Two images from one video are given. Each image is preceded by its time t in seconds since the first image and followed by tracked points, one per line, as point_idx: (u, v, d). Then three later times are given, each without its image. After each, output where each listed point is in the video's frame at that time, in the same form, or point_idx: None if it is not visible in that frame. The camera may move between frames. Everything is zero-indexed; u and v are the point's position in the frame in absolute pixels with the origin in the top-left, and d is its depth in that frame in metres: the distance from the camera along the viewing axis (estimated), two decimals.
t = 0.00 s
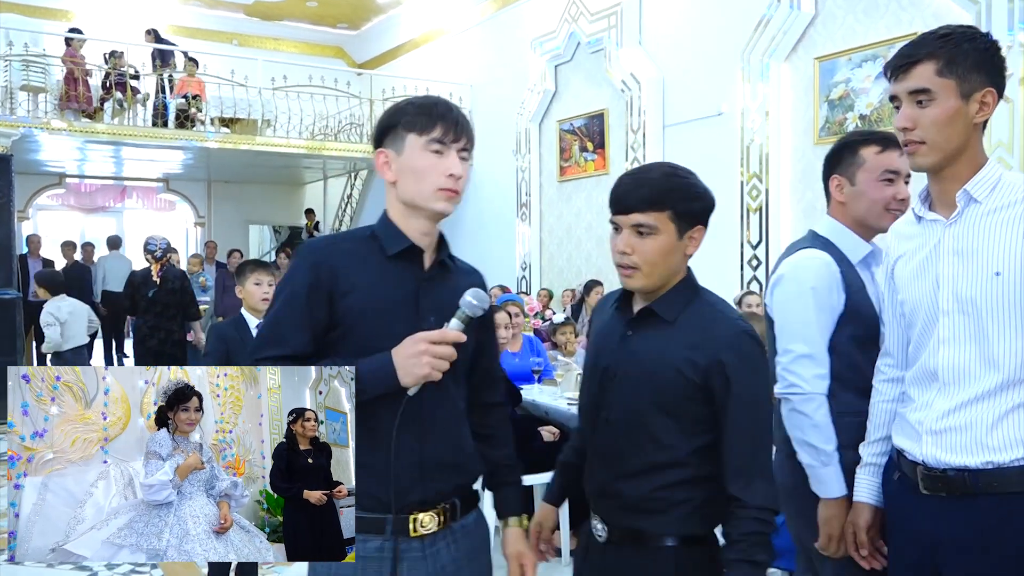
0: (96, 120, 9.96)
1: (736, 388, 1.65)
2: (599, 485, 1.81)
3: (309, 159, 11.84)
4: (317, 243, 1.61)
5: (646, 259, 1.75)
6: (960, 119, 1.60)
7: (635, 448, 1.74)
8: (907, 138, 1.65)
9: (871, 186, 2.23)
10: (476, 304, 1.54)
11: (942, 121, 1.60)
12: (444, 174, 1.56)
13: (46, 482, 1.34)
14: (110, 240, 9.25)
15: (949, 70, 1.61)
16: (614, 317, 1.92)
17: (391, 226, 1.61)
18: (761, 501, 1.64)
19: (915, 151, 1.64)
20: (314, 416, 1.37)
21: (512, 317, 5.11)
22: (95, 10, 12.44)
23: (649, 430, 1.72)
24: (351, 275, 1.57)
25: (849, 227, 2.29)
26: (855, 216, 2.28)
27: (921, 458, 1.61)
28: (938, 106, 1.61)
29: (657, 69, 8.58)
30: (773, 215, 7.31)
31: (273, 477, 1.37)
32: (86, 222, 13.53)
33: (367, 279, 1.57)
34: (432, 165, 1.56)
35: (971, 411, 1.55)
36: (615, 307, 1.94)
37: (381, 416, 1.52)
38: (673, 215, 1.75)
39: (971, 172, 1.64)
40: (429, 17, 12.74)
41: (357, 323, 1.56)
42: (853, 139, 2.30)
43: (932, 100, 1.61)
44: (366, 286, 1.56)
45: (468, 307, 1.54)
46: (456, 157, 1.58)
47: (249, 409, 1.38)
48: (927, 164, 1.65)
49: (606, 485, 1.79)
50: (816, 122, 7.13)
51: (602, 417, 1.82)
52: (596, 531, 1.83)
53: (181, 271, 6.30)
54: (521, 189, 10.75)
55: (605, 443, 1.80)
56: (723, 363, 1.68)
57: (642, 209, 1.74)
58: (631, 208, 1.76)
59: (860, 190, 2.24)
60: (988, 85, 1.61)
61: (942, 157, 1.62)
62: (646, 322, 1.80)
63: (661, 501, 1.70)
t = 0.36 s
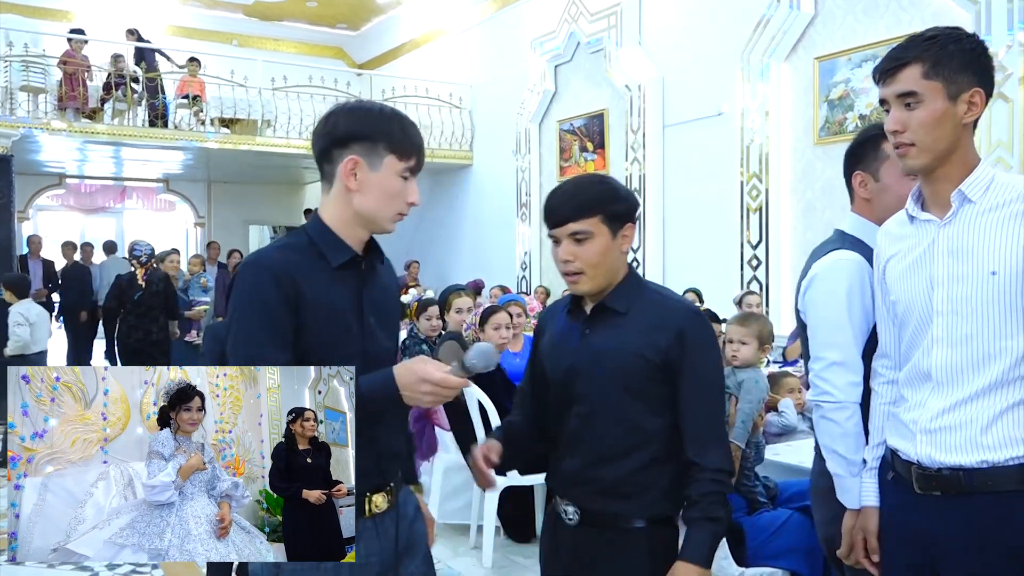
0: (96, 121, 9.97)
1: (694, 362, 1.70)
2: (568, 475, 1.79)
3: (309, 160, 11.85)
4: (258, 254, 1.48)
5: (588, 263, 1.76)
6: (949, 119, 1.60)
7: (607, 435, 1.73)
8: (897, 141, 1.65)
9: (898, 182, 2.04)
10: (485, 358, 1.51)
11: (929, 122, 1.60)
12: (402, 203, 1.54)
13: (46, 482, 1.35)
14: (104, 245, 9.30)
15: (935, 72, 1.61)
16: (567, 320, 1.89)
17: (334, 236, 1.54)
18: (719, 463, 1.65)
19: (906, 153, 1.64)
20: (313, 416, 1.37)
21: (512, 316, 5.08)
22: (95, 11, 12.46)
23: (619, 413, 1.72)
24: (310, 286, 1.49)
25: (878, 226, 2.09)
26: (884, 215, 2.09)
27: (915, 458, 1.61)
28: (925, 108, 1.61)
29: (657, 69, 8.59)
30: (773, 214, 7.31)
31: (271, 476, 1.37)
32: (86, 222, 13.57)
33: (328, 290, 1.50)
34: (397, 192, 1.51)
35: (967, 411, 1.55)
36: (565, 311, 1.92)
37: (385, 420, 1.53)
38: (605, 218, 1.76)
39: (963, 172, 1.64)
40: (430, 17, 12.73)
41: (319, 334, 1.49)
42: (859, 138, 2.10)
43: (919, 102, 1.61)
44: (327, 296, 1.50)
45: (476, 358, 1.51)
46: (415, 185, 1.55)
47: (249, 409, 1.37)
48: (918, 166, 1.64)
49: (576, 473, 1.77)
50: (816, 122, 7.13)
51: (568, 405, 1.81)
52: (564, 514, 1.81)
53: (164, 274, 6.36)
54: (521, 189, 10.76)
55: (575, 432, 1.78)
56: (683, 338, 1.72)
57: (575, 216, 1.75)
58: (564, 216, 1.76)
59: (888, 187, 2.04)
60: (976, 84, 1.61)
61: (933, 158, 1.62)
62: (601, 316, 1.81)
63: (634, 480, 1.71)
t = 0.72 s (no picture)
0: (105, 122, 10.01)
1: (688, 352, 1.73)
2: (560, 476, 1.75)
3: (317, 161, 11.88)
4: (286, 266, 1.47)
5: (564, 267, 1.74)
6: (921, 125, 1.62)
7: (601, 431, 1.72)
8: (875, 152, 1.67)
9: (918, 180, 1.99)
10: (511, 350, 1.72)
11: (903, 131, 1.62)
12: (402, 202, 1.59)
13: (45, 483, 1.35)
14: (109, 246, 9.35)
15: (901, 81, 1.63)
16: (539, 326, 1.85)
17: (347, 243, 1.57)
18: (726, 443, 1.70)
19: (886, 163, 1.66)
20: (311, 418, 1.38)
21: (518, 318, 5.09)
22: (105, 13, 12.52)
23: (619, 407, 1.73)
24: (338, 293, 1.52)
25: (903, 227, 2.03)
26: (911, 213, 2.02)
27: (923, 460, 1.59)
28: (897, 117, 1.63)
29: (664, 70, 8.58)
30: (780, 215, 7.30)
31: (269, 478, 1.38)
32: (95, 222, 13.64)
33: (349, 294, 1.55)
34: (394, 191, 1.57)
35: (981, 412, 1.54)
36: (532, 317, 1.88)
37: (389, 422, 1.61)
38: (575, 218, 1.74)
39: (947, 177, 1.65)
40: (437, 18, 12.74)
41: (348, 341, 1.53)
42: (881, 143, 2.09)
43: (890, 113, 1.64)
44: (350, 300, 1.54)
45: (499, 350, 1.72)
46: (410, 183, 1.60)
47: (247, 410, 1.38)
48: (899, 174, 1.66)
49: (571, 473, 1.73)
50: (824, 124, 7.12)
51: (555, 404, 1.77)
52: (555, 518, 1.76)
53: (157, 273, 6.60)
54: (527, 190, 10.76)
55: (566, 432, 1.75)
56: (676, 329, 1.75)
57: (546, 221, 1.72)
58: (531, 219, 1.73)
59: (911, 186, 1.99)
60: (945, 88, 1.62)
61: (912, 164, 1.64)
62: (585, 317, 1.80)
63: (633, 471, 1.71)
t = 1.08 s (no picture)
0: (105, 124, 10.03)
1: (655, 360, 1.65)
2: (528, 487, 1.67)
3: (316, 163, 11.90)
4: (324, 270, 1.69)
5: (549, 268, 1.67)
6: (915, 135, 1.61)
7: (567, 443, 1.64)
8: (876, 155, 1.61)
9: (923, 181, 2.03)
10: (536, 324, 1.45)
11: (904, 135, 1.60)
12: (410, 203, 1.80)
13: (43, 484, 1.39)
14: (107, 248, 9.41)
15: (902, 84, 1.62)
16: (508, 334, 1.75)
17: (374, 251, 1.80)
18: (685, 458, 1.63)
19: (887, 165, 1.60)
20: (309, 419, 1.42)
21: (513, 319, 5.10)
22: (106, 15, 12.55)
23: (588, 418, 1.64)
24: (366, 293, 1.74)
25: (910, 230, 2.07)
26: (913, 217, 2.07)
27: (899, 462, 1.59)
28: (903, 117, 1.60)
29: (663, 74, 8.59)
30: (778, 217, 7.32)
31: (269, 479, 1.42)
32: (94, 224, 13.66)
33: (374, 295, 1.77)
34: (399, 197, 1.79)
35: (951, 413, 1.52)
36: (500, 325, 1.78)
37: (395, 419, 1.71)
38: (566, 223, 1.69)
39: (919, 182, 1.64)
40: (437, 20, 12.74)
41: (372, 337, 1.75)
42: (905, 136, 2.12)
43: (895, 113, 1.60)
44: (375, 301, 1.77)
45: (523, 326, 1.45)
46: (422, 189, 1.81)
47: (245, 412, 1.44)
48: (898, 177, 1.61)
49: (540, 484, 1.65)
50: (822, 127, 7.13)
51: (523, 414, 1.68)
52: (518, 531, 1.67)
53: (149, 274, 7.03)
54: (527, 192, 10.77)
55: (535, 442, 1.66)
56: (643, 337, 1.66)
57: (535, 223, 1.66)
58: (517, 222, 1.67)
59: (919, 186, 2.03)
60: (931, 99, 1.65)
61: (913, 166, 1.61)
62: (555, 326, 1.71)
63: (602, 482, 1.63)
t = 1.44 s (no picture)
0: (118, 133, 10.13)
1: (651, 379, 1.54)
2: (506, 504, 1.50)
3: (328, 170, 11.97)
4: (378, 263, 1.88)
5: (558, 273, 1.53)
6: (889, 131, 1.52)
7: (556, 460, 1.49)
8: (843, 157, 1.57)
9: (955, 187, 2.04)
10: (544, 328, 1.47)
11: (870, 135, 1.52)
12: (444, 216, 2.03)
13: (40, 485, 1.44)
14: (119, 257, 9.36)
15: (867, 85, 1.52)
16: (492, 341, 1.55)
17: (417, 254, 1.98)
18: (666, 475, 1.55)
19: (851, 168, 1.56)
20: (307, 420, 1.47)
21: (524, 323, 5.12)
22: (120, 25, 12.68)
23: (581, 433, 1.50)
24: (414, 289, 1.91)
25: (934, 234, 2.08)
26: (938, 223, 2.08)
27: (871, 464, 1.54)
28: (862, 122, 1.53)
29: (672, 79, 8.61)
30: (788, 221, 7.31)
31: (266, 480, 1.48)
32: (108, 232, 13.78)
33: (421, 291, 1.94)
34: (435, 208, 2.02)
35: (917, 422, 1.47)
36: (479, 330, 1.57)
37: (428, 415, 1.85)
38: (581, 230, 1.56)
39: (916, 183, 1.55)
40: (446, 27, 12.80)
41: (425, 328, 1.90)
42: (936, 149, 2.15)
43: (854, 115, 1.53)
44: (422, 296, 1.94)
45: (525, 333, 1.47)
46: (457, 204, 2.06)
47: (242, 412, 1.50)
48: (868, 180, 1.56)
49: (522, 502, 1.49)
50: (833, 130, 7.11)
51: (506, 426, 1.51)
52: (491, 552, 1.50)
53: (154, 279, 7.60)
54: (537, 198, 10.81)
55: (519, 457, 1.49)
56: (642, 357, 1.54)
57: (549, 224, 1.52)
58: (528, 220, 1.53)
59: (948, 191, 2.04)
60: (913, 90, 1.51)
61: (880, 171, 1.54)
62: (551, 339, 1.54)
63: (583, 501, 1.50)
